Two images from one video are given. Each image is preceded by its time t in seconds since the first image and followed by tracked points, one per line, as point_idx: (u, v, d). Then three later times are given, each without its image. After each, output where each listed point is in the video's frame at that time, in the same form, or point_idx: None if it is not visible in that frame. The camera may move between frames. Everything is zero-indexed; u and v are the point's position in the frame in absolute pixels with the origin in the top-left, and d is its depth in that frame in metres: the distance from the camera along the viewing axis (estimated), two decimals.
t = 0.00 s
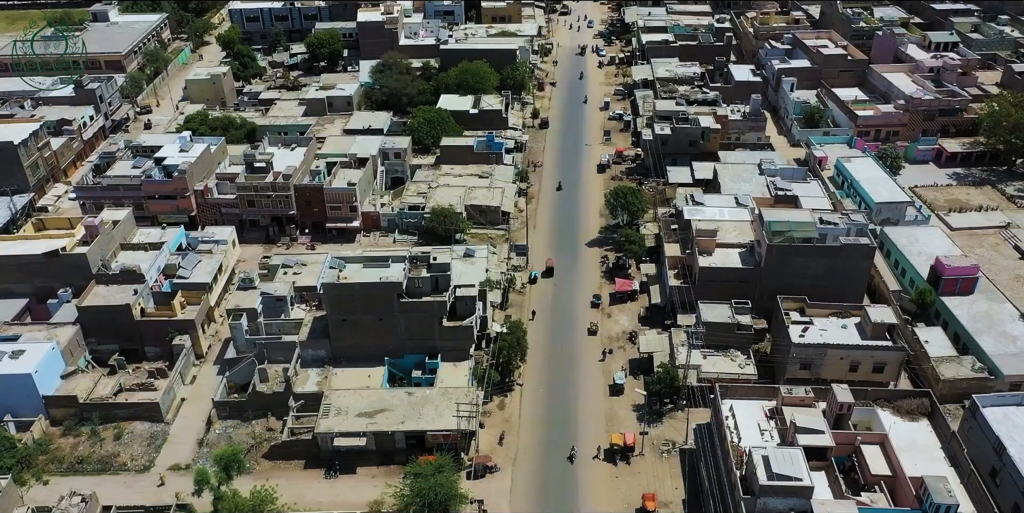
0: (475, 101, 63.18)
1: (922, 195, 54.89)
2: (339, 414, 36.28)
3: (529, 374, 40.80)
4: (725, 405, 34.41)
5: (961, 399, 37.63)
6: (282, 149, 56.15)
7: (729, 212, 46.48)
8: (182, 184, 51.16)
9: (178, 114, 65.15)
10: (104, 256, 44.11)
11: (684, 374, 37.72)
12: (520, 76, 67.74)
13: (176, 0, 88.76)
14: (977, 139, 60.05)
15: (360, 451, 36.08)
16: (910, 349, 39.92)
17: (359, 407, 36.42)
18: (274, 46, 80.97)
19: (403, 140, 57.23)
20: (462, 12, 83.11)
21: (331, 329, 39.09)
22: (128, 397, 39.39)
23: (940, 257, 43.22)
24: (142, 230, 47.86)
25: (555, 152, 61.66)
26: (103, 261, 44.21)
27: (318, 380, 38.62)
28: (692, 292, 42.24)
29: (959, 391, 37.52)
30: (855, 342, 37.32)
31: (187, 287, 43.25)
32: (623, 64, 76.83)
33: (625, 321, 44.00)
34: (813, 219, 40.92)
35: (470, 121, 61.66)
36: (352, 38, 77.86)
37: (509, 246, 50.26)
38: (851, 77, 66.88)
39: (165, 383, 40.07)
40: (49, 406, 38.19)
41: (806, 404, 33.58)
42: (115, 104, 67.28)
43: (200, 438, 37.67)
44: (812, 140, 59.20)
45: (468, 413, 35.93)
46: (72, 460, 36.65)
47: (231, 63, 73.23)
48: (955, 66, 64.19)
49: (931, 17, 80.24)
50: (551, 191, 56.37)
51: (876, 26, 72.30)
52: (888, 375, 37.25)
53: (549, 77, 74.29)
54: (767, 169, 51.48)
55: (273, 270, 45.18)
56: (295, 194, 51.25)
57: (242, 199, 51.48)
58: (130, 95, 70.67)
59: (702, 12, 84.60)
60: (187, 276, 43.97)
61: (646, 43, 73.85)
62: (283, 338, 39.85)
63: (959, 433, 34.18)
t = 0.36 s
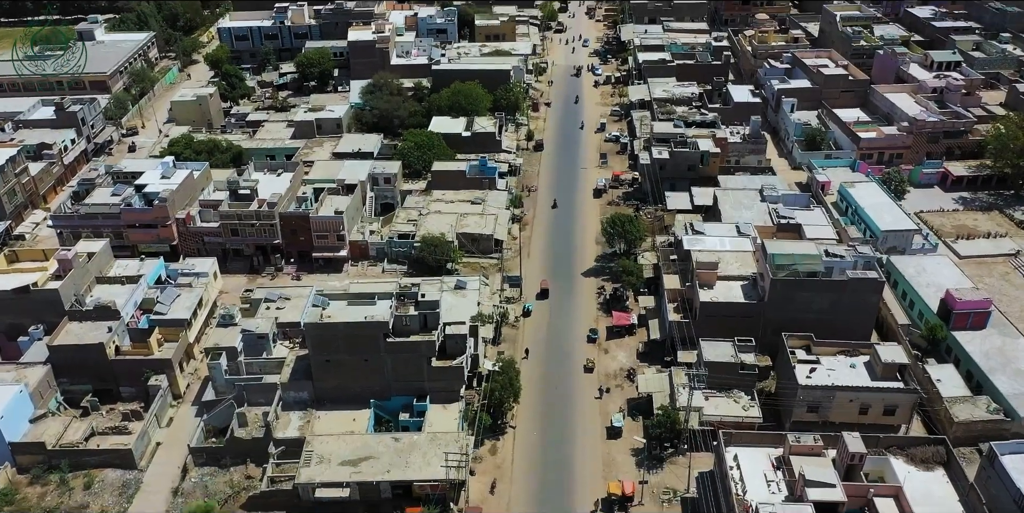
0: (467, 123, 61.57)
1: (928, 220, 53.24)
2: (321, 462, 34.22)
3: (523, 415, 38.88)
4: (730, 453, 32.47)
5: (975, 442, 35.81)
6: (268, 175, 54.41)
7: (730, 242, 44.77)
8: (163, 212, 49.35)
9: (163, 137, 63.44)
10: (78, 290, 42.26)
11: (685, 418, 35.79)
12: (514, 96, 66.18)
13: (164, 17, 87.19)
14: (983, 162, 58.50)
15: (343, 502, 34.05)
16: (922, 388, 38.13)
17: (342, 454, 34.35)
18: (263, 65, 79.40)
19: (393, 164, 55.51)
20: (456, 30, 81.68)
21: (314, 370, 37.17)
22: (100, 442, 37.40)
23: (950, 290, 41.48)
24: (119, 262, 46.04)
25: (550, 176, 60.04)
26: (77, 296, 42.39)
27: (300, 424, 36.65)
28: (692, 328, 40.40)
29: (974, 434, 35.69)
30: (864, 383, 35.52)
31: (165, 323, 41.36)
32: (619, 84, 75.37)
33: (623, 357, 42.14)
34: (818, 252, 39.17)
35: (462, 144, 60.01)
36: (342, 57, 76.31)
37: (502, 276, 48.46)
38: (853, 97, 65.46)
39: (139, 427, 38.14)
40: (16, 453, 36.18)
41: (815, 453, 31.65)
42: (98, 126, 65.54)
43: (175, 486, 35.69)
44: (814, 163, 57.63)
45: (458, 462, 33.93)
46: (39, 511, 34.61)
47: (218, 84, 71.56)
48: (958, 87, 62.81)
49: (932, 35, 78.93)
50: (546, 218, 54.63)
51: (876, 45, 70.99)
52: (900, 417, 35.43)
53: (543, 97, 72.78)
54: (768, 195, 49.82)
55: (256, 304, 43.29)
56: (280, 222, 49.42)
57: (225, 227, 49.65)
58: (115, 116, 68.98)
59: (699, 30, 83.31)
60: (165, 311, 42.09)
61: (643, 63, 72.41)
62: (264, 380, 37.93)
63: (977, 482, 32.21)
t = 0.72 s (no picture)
0: (459, 146, 59.91)
1: (935, 247, 51.60)
2: None
3: (516, 460, 36.93)
4: (735, 505, 30.60)
5: (993, 489, 33.83)
6: (253, 202, 52.61)
7: (732, 273, 43.11)
8: (142, 242, 47.43)
9: (147, 161, 61.60)
10: (49, 328, 40.22)
11: (687, 465, 33.83)
12: (508, 118, 64.56)
13: (151, 35, 85.55)
14: (990, 186, 56.96)
15: None
16: (935, 430, 36.35)
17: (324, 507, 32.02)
18: (252, 85, 77.76)
19: (383, 190, 53.76)
20: (449, 49, 80.26)
21: (296, 415, 35.18)
22: (69, 491, 35.28)
23: (963, 325, 39.73)
24: (94, 296, 44.08)
25: (545, 200, 58.51)
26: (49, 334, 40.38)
27: (281, 472, 34.53)
28: (694, 367, 38.58)
29: (991, 480, 33.69)
30: (875, 428, 33.69)
31: (140, 363, 39.32)
32: (615, 104, 73.89)
33: (621, 396, 40.27)
34: (826, 287, 37.42)
35: (454, 168, 58.30)
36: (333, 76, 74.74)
37: (495, 308, 46.66)
38: (854, 118, 64.04)
39: (111, 474, 36.03)
40: None
41: (825, 507, 29.84)
42: (80, 150, 63.70)
43: None
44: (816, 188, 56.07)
45: None
46: None
47: (205, 105, 69.80)
48: (963, 108, 61.37)
49: (933, 53, 77.68)
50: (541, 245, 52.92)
51: (877, 65, 69.70)
52: (914, 464, 33.58)
53: (538, 117, 71.28)
54: (770, 223, 48.17)
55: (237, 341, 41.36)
56: (265, 252, 47.51)
57: (207, 257, 47.73)
58: (98, 139, 67.17)
59: (696, 48, 82.01)
60: (141, 349, 40.05)
61: (640, 82, 70.92)
62: (243, 425, 35.91)
63: None
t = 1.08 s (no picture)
0: (453, 169, 58.25)
1: (944, 274, 49.96)
2: None
3: (510, 507, 34.95)
4: None
5: None
6: (238, 228, 50.84)
7: (736, 305, 41.38)
8: (121, 273, 45.55)
9: (131, 185, 59.83)
10: (21, 368, 38.25)
11: None
12: (503, 139, 62.92)
13: (140, 53, 83.95)
14: (998, 210, 55.42)
15: None
16: (952, 475, 34.48)
17: None
18: (242, 104, 76.18)
19: (373, 216, 52.05)
20: (443, 66, 78.81)
21: (278, 462, 33.27)
22: None
23: (978, 361, 37.97)
24: (71, 331, 42.23)
25: (541, 225, 56.88)
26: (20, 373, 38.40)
27: None
28: (697, 407, 36.83)
29: None
30: (891, 476, 31.84)
31: (115, 404, 37.36)
32: (613, 123, 72.40)
33: (621, 436, 38.42)
34: (835, 323, 35.71)
35: (448, 192, 56.62)
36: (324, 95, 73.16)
37: (489, 341, 44.85)
38: (858, 139, 62.59)
39: None
40: None
41: None
42: (62, 173, 61.88)
43: None
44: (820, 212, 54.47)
45: None
46: None
47: (192, 126, 68.10)
48: (969, 128, 59.90)
49: (936, 70, 76.39)
50: (537, 272, 51.21)
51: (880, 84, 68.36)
52: None
53: (534, 137, 69.75)
54: (775, 251, 46.47)
55: (218, 379, 39.46)
56: (249, 283, 45.66)
57: (189, 288, 45.87)
58: (82, 161, 65.38)
59: (695, 66, 80.67)
60: (117, 389, 38.10)
61: (638, 102, 69.43)
62: (222, 471, 33.96)
63: None
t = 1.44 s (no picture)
0: (447, 194, 56.46)
1: (956, 304, 48.17)
2: None
3: None
4: None
5: None
6: (224, 257, 48.91)
7: (742, 342, 39.48)
8: (99, 306, 43.56)
9: (115, 211, 57.93)
10: None
11: None
12: (499, 162, 61.10)
13: (129, 71, 82.31)
14: (1010, 235, 53.69)
15: None
16: None
17: None
18: (232, 125, 74.46)
19: (364, 244, 50.20)
20: (438, 85, 77.20)
21: None
22: None
23: (997, 401, 36.06)
24: (44, 370, 40.34)
25: (538, 251, 55.10)
26: None
27: None
28: (702, 452, 34.89)
29: None
30: None
31: (87, 450, 35.30)
32: (612, 144, 70.70)
33: (622, 482, 36.40)
34: (848, 365, 33.86)
35: (441, 217, 54.78)
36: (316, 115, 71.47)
37: (483, 378, 42.87)
38: (863, 161, 61.00)
39: None
40: None
41: None
42: (44, 197, 59.94)
43: None
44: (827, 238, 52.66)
45: None
46: None
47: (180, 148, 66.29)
48: (977, 151, 58.25)
49: (940, 89, 74.89)
50: (532, 304, 49.26)
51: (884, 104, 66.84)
52: None
53: (531, 159, 68.09)
54: (781, 282, 44.61)
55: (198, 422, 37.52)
56: (233, 316, 43.71)
57: (170, 322, 43.90)
58: (65, 185, 63.47)
59: (695, 84, 79.16)
60: (89, 434, 36.03)
61: (637, 122, 67.78)
62: None
63: None
